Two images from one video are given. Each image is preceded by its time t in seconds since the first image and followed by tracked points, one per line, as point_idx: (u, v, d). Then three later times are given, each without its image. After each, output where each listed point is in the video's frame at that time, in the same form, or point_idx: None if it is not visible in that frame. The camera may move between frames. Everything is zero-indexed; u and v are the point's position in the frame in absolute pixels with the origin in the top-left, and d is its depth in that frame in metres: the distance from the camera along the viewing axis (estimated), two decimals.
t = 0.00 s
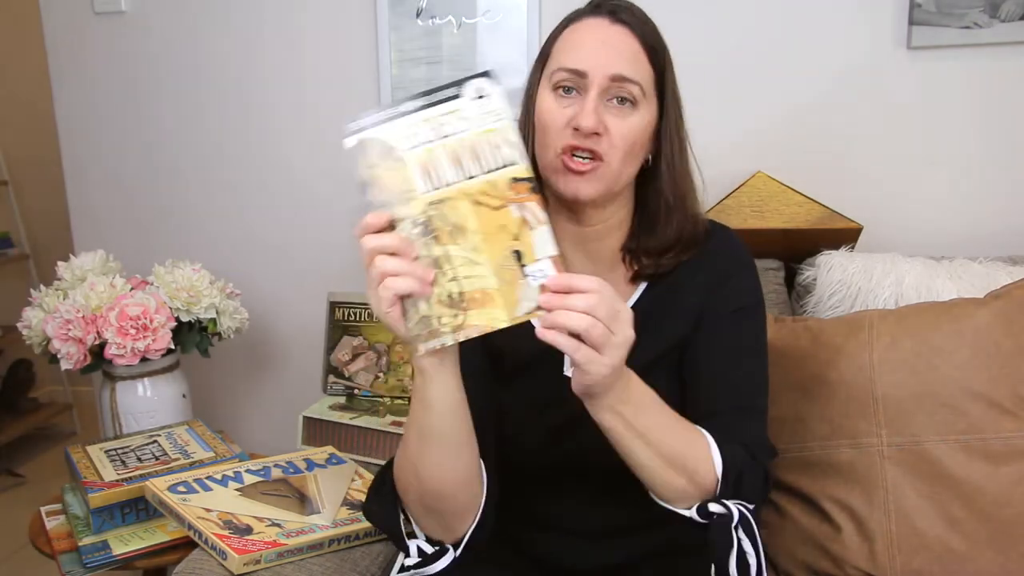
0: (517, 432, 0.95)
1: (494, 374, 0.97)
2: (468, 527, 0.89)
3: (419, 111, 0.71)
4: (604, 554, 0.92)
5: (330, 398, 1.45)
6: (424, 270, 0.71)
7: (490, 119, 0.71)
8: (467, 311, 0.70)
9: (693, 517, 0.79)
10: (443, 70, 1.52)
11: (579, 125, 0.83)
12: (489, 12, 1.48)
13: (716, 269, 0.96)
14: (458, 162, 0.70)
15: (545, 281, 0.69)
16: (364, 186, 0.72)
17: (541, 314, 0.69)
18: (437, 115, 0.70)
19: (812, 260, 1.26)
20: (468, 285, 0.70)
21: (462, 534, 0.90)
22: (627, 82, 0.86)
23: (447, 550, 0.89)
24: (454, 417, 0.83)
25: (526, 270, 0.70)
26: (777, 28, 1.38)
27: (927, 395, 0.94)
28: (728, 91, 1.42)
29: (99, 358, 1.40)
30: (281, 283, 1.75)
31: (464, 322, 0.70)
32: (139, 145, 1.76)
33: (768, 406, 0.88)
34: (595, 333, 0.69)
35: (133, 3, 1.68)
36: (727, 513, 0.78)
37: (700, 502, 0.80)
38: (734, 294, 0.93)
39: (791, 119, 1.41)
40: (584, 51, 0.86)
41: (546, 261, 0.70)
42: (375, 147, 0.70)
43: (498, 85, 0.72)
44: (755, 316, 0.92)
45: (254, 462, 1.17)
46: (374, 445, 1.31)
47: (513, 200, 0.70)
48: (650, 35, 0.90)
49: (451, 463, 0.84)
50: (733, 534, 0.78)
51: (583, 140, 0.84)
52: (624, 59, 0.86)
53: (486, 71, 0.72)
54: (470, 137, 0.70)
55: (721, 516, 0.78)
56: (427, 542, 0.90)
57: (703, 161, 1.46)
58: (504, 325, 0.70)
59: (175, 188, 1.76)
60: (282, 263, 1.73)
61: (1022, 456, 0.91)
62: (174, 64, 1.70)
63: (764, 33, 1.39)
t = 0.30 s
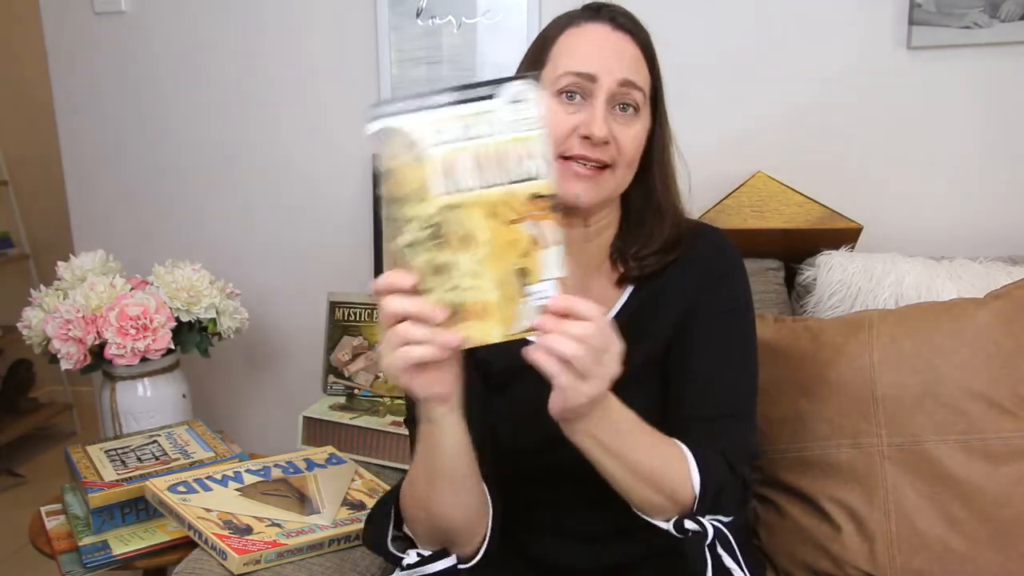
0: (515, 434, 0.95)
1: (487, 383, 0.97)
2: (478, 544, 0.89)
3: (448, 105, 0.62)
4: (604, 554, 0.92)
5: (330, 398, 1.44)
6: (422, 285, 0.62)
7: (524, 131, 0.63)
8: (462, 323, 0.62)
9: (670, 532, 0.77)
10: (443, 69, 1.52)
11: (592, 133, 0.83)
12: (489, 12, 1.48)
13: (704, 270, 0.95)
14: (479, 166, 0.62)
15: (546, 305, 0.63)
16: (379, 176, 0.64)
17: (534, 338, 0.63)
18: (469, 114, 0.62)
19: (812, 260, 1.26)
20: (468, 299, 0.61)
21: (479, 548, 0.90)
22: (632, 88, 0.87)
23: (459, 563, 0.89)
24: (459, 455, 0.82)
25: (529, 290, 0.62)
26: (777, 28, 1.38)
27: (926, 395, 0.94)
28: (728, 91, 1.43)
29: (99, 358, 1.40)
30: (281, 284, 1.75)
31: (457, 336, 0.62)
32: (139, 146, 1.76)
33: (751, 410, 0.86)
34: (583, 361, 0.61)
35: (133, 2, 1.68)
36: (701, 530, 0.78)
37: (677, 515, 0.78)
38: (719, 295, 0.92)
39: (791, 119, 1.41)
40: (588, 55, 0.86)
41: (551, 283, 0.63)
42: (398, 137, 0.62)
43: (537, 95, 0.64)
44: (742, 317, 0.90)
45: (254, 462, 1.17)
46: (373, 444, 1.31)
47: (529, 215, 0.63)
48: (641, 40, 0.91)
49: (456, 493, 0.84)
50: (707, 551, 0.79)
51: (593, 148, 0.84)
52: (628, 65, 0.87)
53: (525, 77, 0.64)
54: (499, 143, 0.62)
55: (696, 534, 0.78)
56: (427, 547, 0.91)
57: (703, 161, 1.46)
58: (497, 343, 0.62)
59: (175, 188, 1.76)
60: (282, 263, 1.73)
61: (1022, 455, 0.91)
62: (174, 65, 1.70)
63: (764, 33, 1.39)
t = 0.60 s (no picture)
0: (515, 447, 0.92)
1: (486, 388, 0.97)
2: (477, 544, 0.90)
3: (247, 146, 0.73)
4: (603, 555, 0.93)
5: (330, 398, 1.44)
6: (320, 289, 0.75)
7: (316, 126, 0.74)
8: (371, 298, 0.75)
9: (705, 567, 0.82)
10: (443, 69, 1.52)
11: (548, 137, 0.86)
12: (489, 12, 1.48)
13: (703, 283, 0.93)
14: (302, 174, 0.74)
15: (425, 242, 0.76)
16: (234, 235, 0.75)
17: (435, 269, 0.76)
18: (268, 141, 0.73)
19: (812, 260, 1.26)
20: (365, 275, 0.75)
21: (476, 550, 0.91)
22: (588, 87, 0.88)
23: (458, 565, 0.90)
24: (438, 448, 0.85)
25: (405, 239, 0.76)
26: (777, 28, 1.38)
27: (927, 395, 0.94)
28: (728, 91, 1.43)
29: (99, 358, 1.40)
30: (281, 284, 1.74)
31: (374, 309, 0.75)
32: (139, 146, 1.76)
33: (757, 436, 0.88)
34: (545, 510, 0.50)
35: (133, 2, 1.68)
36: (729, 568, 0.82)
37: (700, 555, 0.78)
38: (722, 313, 0.91)
39: (791, 119, 1.41)
40: (541, 63, 0.88)
41: (419, 224, 0.76)
42: (229, 193, 0.73)
43: (311, 93, 0.74)
44: (746, 336, 0.91)
45: (254, 462, 1.17)
46: (373, 445, 1.31)
47: (367, 182, 0.75)
48: (600, 35, 0.91)
49: (443, 488, 0.86)
50: None
51: (552, 151, 0.86)
52: (581, 65, 0.88)
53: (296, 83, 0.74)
54: (304, 149, 0.74)
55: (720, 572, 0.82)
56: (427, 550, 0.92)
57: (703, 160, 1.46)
58: (408, 296, 0.76)
59: (175, 188, 1.76)
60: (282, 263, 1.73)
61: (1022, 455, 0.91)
62: (174, 65, 1.70)
63: (764, 33, 1.39)
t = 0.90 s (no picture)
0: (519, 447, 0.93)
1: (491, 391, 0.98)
2: (479, 547, 0.91)
3: (276, 136, 0.73)
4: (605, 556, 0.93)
5: (330, 398, 1.44)
6: (335, 282, 0.76)
7: (338, 120, 0.74)
8: (381, 296, 0.76)
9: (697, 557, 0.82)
10: (443, 69, 1.52)
11: (522, 155, 0.85)
12: (489, 12, 1.48)
13: (696, 281, 0.92)
14: (324, 167, 0.74)
15: (439, 242, 0.75)
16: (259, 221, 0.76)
17: (445, 272, 0.75)
18: (293, 133, 0.73)
19: (812, 260, 1.26)
20: (375, 272, 0.75)
21: (478, 551, 0.91)
22: (557, 95, 0.86)
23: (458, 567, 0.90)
24: (444, 446, 0.87)
25: (418, 238, 0.75)
26: (776, 28, 1.38)
27: (927, 395, 0.94)
28: (728, 91, 1.43)
29: (99, 358, 1.40)
30: (280, 283, 1.74)
31: (383, 307, 0.76)
32: (138, 146, 1.76)
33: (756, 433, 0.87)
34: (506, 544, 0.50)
35: (133, 2, 1.68)
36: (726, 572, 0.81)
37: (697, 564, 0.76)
38: (715, 310, 0.89)
39: (791, 119, 1.41)
40: (509, 78, 0.87)
41: (433, 224, 0.75)
42: (256, 181, 0.74)
43: (337, 85, 0.74)
44: (744, 333, 0.89)
45: (254, 462, 1.17)
46: (373, 445, 1.31)
47: (383, 178, 0.74)
48: (565, 36, 0.88)
49: (446, 487, 0.87)
50: None
51: (529, 167, 0.86)
52: (546, 74, 0.86)
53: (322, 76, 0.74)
54: (328, 140, 0.73)
55: None
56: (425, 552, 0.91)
57: (703, 160, 1.46)
58: (417, 297, 0.76)
59: (174, 188, 1.76)
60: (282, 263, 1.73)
61: (1022, 455, 0.91)
62: (173, 65, 1.70)
63: (764, 33, 1.39)
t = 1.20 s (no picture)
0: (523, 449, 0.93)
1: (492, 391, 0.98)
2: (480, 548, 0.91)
3: (403, 113, 0.77)
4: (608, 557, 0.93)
5: (330, 398, 1.45)
6: (376, 263, 0.79)
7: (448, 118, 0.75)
8: (401, 297, 0.77)
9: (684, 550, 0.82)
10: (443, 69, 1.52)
11: (566, 145, 0.83)
12: (489, 12, 1.47)
13: (692, 280, 0.91)
14: (422, 157, 0.75)
15: (462, 278, 0.75)
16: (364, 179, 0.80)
17: (455, 310, 0.76)
18: (417, 116, 0.76)
19: (812, 260, 1.26)
20: (404, 273, 0.77)
21: (480, 552, 0.91)
22: (587, 86, 0.87)
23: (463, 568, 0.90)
24: (439, 448, 0.87)
25: (449, 263, 0.75)
26: (776, 28, 1.38)
27: (926, 395, 0.94)
28: (728, 91, 1.43)
29: (99, 359, 1.40)
30: (280, 283, 1.74)
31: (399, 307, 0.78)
32: (139, 146, 1.76)
33: (754, 434, 0.87)
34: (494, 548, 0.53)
35: (133, 2, 1.68)
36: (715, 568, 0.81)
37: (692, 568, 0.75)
38: (713, 310, 0.89)
39: (791, 119, 1.41)
40: (536, 69, 0.85)
41: (466, 259, 0.75)
42: (374, 144, 0.78)
43: (462, 90, 0.76)
44: (739, 333, 0.88)
45: (254, 462, 1.17)
46: (373, 445, 1.31)
47: (452, 196, 0.75)
48: (579, 34, 0.90)
49: (443, 488, 0.88)
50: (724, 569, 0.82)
51: (570, 159, 0.84)
52: (575, 66, 0.86)
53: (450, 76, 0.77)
54: (435, 136, 0.75)
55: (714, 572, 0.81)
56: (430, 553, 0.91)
57: (703, 160, 1.46)
58: (426, 315, 0.76)
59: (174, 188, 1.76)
60: (282, 263, 1.73)
61: (1022, 455, 0.91)
62: (174, 65, 1.70)
63: (764, 33, 1.39)
